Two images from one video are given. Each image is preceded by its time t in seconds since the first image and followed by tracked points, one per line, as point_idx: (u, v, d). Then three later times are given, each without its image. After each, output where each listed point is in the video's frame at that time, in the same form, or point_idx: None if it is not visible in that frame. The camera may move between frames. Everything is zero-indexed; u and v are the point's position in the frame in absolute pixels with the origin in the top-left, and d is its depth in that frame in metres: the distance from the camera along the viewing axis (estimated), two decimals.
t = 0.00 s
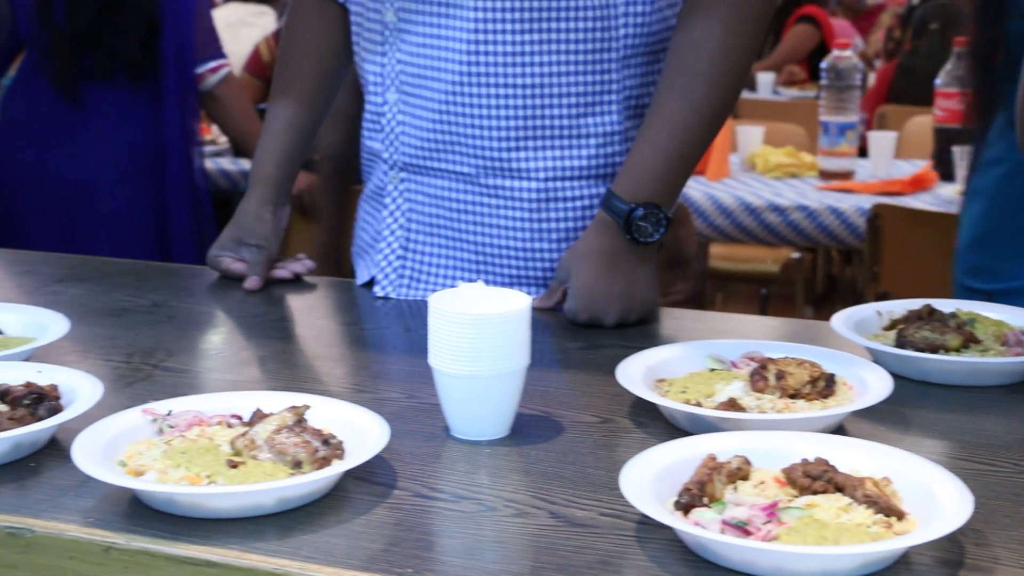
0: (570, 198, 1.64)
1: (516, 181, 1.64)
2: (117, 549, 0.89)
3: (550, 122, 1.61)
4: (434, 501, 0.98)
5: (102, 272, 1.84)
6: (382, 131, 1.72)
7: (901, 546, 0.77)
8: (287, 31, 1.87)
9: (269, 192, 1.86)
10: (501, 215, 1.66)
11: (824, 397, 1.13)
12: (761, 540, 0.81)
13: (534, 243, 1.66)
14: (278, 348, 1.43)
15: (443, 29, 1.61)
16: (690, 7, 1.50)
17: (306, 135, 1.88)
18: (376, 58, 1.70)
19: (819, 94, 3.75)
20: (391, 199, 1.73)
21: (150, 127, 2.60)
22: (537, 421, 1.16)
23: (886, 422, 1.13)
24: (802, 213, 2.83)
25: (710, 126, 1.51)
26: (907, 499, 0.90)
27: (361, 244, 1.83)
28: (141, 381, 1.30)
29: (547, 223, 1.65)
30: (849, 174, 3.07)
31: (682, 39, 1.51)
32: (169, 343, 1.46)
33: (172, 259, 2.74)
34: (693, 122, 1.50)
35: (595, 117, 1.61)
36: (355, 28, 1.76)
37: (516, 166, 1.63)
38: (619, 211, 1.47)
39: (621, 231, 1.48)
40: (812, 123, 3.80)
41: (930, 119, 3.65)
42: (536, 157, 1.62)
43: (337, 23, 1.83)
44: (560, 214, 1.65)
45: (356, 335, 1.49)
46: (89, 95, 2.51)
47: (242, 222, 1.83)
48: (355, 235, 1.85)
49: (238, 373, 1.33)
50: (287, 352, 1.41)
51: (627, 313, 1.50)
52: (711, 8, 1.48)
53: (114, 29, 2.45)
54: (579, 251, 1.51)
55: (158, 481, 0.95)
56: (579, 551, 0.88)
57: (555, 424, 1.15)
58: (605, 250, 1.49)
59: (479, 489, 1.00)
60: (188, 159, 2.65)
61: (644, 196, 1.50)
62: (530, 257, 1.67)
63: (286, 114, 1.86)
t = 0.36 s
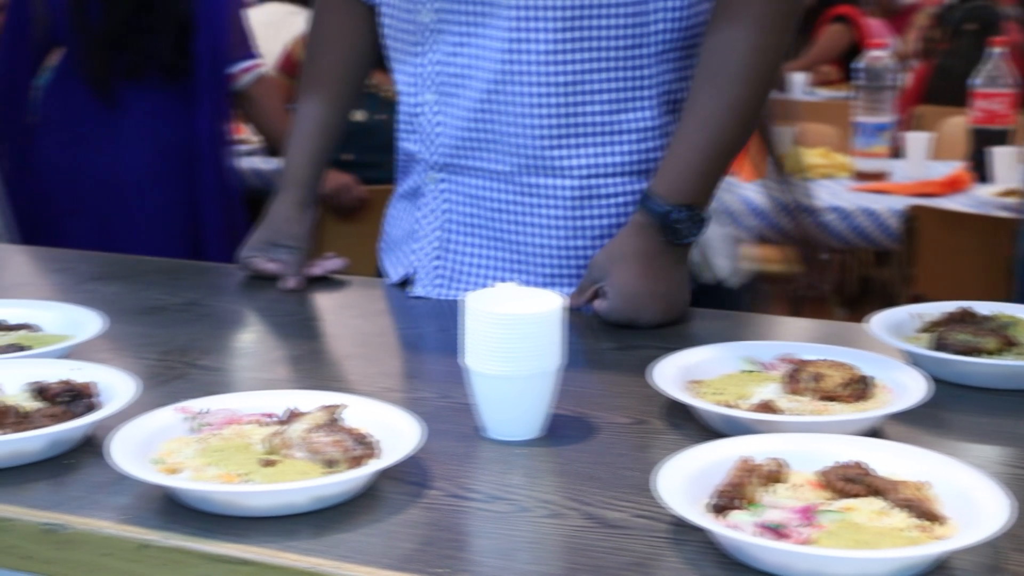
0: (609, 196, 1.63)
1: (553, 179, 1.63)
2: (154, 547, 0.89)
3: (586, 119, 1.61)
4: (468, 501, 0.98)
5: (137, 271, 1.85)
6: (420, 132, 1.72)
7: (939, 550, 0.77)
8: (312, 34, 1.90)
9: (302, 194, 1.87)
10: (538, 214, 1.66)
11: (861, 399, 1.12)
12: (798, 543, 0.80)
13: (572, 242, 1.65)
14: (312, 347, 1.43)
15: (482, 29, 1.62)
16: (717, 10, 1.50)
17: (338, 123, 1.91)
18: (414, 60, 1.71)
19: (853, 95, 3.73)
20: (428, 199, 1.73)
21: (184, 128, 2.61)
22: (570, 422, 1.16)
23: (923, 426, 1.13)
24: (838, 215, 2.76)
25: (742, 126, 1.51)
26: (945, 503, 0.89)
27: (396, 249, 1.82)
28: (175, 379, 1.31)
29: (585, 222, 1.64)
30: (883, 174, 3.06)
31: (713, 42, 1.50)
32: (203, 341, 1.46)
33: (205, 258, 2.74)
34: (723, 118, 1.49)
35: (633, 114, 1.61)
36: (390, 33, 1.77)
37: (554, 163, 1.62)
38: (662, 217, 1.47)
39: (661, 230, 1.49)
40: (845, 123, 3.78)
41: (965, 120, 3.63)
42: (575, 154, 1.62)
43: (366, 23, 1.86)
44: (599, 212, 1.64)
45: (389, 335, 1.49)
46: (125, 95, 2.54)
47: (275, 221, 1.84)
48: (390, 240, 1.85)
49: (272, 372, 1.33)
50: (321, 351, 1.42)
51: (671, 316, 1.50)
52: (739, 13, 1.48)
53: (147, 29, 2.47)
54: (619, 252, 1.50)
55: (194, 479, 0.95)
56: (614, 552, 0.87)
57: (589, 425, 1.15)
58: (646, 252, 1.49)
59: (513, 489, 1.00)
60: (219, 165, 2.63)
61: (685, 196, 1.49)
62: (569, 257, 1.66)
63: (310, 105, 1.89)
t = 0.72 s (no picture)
0: (633, 183, 1.65)
1: (580, 167, 1.64)
2: (181, 544, 0.90)
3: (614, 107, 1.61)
4: (495, 500, 0.97)
5: (166, 268, 1.86)
6: (443, 122, 1.71)
7: (970, 553, 0.76)
8: (321, 32, 1.89)
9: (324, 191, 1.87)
10: (564, 203, 1.66)
11: (891, 400, 1.12)
12: (827, 545, 0.80)
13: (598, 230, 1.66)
14: (340, 345, 1.44)
15: (507, 17, 1.61)
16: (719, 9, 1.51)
17: (353, 112, 1.90)
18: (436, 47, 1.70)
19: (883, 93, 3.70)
20: (452, 188, 1.72)
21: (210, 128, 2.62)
22: (598, 421, 1.16)
23: (953, 427, 1.12)
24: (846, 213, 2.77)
25: (741, 124, 1.52)
26: (976, 505, 0.88)
27: (414, 239, 1.82)
28: (204, 376, 1.31)
29: (610, 210, 1.65)
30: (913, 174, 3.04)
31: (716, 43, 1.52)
32: (231, 339, 1.46)
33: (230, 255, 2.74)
34: (721, 116, 1.50)
35: (656, 100, 1.62)
36: (407, 19, 1.75)
37: (582, 152, 1.63)
38: (679, 211, 1.47)
39: (672, 225, 1.50)
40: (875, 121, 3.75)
41: (996, 119, 3.59)
42: (602, 143, 1.62)
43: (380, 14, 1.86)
44: (623, 200, 1.65)
45: (416, 333, 1.49)
46: (153, 95, 2.54)
47: (298, 220, 1.84)
48: (407, 229, 1.85)
49: (299, 370, 1.33)
50: (348, 350, 1.42)
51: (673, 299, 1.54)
52: (738, 16, 1.49)
53: (177, 29, 2.48)
54: (629, 245, 1.50)
55: (222, 477, 0.95)
56: (641, 552, 0.87)
57: (616, 424, 1.15)
58: (656, 243, 1.50)
59: (540, 488, 1.00)
60: (247, 162, 2.66)
61: (691, 190, 1.50)
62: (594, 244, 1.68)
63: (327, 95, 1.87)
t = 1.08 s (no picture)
0: (656, 173, 1.66)
1: (607, 158, 1.65)
2: (208, 540, 0.90)
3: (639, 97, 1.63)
4: (521, 499, 0.97)
5: (192, 265, 1.87)
6: (463, 117, 1.70)
7: (1000, 556, 0.76)
8: (323, 31, 1.95)
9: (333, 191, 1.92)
10: (590, 194, 1.67)
11: (919, 401, 1.11)
12: (855, 547, 0.79)
13: (623, 221, 1.68)
14: (366, 344, 1.44)
15: (532, 10, 1.62)
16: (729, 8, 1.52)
17: (359, 101, 1.96)
18: (456, 43, 1.69)
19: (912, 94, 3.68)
20: (473, 185, 1.72)
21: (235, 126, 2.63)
22: (624, 421, 1.16)
23: (982, 429, 1.11)
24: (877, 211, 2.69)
25: (755, 124, 1.53)
26: (1006, 508, 0.88)
27: (430, 237, 1.82)
28: (230, 374, 1.32)
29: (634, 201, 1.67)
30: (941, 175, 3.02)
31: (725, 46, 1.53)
32: (257, 337, 1.47)
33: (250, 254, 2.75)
34: (738, 116, 1.52)
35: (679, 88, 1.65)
36: (418, 15, 1.74)
37: (610, 142, 1.64)
38: (697, 210, 1.50)
39: (694, 224, 1.51)
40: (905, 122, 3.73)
41: None
42: (628, 133, 1.64)
43: (378, 17, 1.92)
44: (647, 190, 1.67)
45: (441, 332, 1.49)
46: (174, 92, 2.55)
47: (314, 220, 1.86)
48: (421, 229, 1.84)
49: (325, 368, 1.33)
50: (374, 348, 1.42)
51: (701, 299, 1.53)
52: (747, 16, 1.50)
53: (203, 22, 2.49)
54: (653, 249, 1.51)
55: (249, 474, 0.96)
56: (668, 552, 0.87)
57: (643, 424, 1.14)
58: (679, 245, 1.50)
59: (566, 488, 1.00)
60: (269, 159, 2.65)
61: (712, 189, 1.52)
62: (619, 236, 1.69)
63: (335, 85, 1.93)
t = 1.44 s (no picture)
0: (671, 160, 1.67)
1: (621, 147, 1.65)
2: (234, 539, 0.90)
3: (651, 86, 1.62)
4: (546, 499, 0.97)
5: (217, 264, 1.88)
6: (475, 114, 1.70)
7: None
8: (335, 28, 1.95)
9: (357, 188, 1.92)
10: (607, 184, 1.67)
11: (946, 402, 1.10)
12: (881, 549, 0.79)
13: (640, 211, 1.68)
14: (390, 343, 1.44)
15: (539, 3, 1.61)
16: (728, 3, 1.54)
17: (374, 97, 1.97)
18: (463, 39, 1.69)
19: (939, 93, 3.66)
20: (488, 180, 1.72)
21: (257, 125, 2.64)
22: (648, 420, 1.16)
23: (1009, 430, 1.10)
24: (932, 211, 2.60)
25: (764, 119, 1.54)
26: None
27: (448, 237, 1.82)
28: (255, 372, 1.32)
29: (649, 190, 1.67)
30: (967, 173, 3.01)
31: (724, 43, 1.55)
32: (282, 335, 1.47)
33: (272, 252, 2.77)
34: (744, 111, 1.53)
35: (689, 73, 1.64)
36: (423, 15, 1.74)
37: (624, 132, 1.64)
38: (715, 210, 1.49)
39: (710, 225, 1.52)
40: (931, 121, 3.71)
41: None
42: (641, 122, 1.64)
43: (393, 15, 1.93)
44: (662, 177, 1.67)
45: (465, 331, 1.49)
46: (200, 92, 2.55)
47: (338, 218, 1.87)
48: (439, 230, 1.84)
49: (349, 367, 1.34)
50: (399, 347, 1.42)
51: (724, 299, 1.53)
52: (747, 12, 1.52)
53: (229, 24, 2.50)
54: (671, 252, 1.51)
55: (274, 472, 0.96)
56: (693, 553, 0.87)
57: (667, 424, 1.14)
58: (697, 246, 1.51)
59: (591, 487, 1.00)
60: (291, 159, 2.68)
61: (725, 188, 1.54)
62: (637, 226, 1.69)
63: (354, 83, 1.94)
